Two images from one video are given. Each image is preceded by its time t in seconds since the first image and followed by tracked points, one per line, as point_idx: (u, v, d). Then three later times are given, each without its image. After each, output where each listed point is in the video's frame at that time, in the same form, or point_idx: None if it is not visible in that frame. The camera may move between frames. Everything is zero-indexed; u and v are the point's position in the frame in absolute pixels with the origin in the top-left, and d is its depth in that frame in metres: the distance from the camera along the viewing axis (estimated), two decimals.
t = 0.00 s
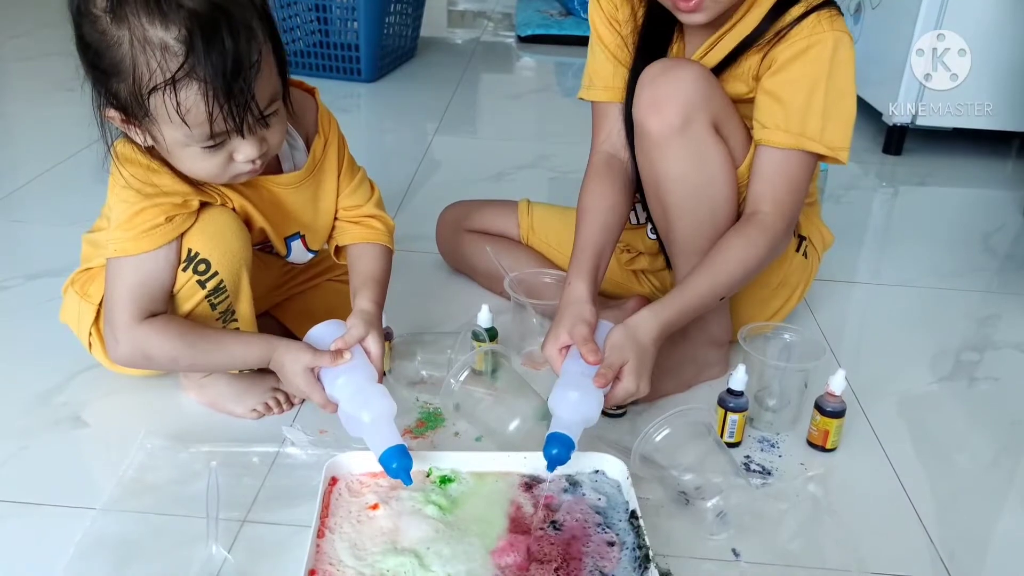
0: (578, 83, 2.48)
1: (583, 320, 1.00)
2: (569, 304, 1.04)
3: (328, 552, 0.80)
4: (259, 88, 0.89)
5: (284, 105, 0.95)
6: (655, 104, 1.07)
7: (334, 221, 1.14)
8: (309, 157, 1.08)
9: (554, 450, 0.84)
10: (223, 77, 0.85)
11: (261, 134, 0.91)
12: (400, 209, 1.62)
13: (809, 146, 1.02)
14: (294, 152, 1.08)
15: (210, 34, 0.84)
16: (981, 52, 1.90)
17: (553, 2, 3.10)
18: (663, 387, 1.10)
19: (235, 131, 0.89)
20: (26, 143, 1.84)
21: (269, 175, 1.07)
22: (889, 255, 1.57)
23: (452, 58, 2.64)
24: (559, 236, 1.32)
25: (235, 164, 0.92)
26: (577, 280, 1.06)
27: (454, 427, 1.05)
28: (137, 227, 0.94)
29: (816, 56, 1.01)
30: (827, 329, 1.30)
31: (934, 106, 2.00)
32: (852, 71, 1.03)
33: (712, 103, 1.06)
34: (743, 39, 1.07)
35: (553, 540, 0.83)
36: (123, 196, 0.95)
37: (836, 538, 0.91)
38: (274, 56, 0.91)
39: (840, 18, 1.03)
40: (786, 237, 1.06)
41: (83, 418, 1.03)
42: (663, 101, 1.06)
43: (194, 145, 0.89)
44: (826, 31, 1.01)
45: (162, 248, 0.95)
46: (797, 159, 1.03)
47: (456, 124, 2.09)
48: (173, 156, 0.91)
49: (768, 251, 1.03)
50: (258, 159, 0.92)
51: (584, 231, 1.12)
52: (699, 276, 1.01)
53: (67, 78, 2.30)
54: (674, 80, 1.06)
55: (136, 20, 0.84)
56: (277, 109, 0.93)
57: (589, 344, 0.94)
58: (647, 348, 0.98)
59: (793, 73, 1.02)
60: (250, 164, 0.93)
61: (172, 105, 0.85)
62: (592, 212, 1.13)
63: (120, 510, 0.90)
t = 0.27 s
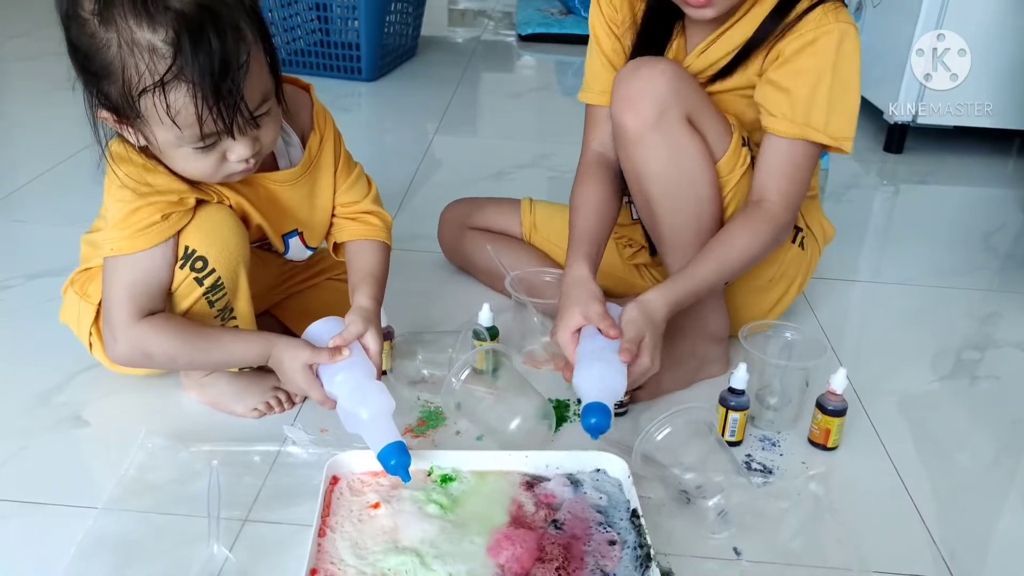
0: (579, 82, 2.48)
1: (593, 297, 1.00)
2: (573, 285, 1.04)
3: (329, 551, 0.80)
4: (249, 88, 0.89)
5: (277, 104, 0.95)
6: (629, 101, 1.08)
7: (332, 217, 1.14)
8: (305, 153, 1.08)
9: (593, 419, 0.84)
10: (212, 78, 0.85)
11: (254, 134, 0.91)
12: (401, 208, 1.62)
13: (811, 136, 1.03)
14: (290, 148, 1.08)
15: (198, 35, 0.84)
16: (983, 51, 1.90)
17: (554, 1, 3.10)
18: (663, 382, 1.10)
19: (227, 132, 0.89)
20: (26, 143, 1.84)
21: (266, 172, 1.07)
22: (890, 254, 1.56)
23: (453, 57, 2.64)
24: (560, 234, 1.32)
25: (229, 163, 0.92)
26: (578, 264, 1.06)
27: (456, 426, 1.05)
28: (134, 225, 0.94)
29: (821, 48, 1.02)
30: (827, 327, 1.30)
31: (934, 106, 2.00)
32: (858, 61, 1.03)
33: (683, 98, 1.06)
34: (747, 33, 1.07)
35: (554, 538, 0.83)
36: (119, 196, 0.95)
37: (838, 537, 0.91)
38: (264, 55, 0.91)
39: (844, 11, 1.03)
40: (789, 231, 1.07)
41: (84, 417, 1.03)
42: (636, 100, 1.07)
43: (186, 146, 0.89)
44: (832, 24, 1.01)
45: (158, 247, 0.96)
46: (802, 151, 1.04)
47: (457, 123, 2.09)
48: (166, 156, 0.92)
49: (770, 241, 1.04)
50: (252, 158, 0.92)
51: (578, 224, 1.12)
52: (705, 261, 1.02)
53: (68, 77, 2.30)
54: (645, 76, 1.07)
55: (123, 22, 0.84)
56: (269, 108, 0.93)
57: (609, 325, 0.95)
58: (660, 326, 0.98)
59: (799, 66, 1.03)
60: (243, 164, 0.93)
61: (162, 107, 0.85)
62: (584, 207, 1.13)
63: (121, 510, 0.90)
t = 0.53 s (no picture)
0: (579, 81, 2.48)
1: (591, 311, 0.99)
2: (569, 298, 1.02)
3: (330, 550, 0.80)
4: (241, 88, 0.89)
5: (271, 103, 0.95)
6: (624, 102, 1.07)
7: (329, 215, 1.14)
8: (301, 151, 1.08)
9: (623, 450, 0.81)
10: (203, 80, 0.85)
11: (247, 134, 0.91)
12: (401, 207, 1.62)
13: (802, 141, 1.04)
14: (285, 145, 1.08)
15: (187, 37, 0.84)
16: (983, 50, 1.90)
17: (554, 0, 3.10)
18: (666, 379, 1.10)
19: (219, 133, 0.89)
20: (27, 142, 1.84)
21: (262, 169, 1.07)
22: (890, 253, 1.56)
23: (453, 57, 2.64)
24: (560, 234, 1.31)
25: (223, 163, 0.92)
26: (576, 275, 1.05)
27: (456, 425, 1.05)
28: (130, 224, 0.94)
29: (818, 57, 1.04)
30: (828, 326, 1.30)
31: (934, 106, 2.00)
32: (850, 73, 1.06)
33: (678, 95, 1.06)
34: (747, 38, 1.09)
35: (555, 537, 0.83)
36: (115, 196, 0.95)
37: (839, 536, 0.91)
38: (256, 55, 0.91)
39: (842, 23, 1.06)
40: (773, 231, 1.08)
41: (84, 416, 1.03)
42: (631, 99, 1.07)
43: (179, 147, 0.89)
44: (832, 35, 1.04)
45: (154, 246, 0.96)
46: (790, 153, 1.05)
47: (457, 122, 2.09)
48: (160, 157, 0.92)
49: (759, 242, 1.05)
50: (246, 158, 0.93)
51: (568, 228, 1.11)
52: (698, 266, 1.02)
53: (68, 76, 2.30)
54: (639, 76, 1.07)
55: (113, 25, 0.84)
56: (262, 108, 0.93)
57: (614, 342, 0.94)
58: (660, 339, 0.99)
59: (797, 72, 1.04)
60: (237, 164, 0.93)
61: (154, 109, 0.86)
62: (574, 211, 1.12)
63: (121, 509, 0.90)
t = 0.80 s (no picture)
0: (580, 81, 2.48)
1: (589, 327, 0.98)
2: (567, 314, 1.01)
3: (330, 550, 0.80)
4: (234, 88, 0.89)
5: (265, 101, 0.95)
6: (626, 102, 1.07)
7: (329, 211, 1.14)
8: (299, 149, 1.08)
9: (618, 476, 0.78)
10: (194, 81, 0.85)
11: (242, 133, 0.91)
12: (401, 207, 1.62)
13: (798, 151, 1.04)
14: (283, 143, 1.08)
15: (178, 38, 0.84)
16: (984, 50, 1.90)
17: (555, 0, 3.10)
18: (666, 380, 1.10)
19: (213, 133, 0.89)
20: (28, 142, 1.84)
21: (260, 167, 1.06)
22: (890, 253, 1.56)
23: (454, 56, 2.64)
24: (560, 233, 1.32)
25: (218, 163, 0.92)
26: (573, 288, 1.03)
27: (456, 425, 1.04)
28: (127, 224, 0.94)
29: (817, 68, 1.05)
30: (828, 326, 1.30)
31: (934, 106, 1.99)
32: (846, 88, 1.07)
33: (682, 97, 1.06)
34: (748, 46, 1.09)
35: (555, 537, 0.83)
36: (113, 195, 0.95)
37: (839, 536, 0.91)
38: (249, 53, 0.91)
39: (841, 35, 1.08)
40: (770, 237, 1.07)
41: (84, 416, 1.03)
42: (633, 99, 1.07)
43: (174, 147, 0.89)
44: (832, 47, 1.05)
45: (152, 245, 0.95)
46: (785, 162, 1.05)
47: (458, 122, 2.09)
48: (155, 157, 0.92)
49: (757, 250, 1.04)
50: (241, 157, 0.93)
51: (568, 235, 1.10)
52: (696, 274, 1.02)
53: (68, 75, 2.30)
54: (640, 78, 1.07)
55: (104, 26, 0.84)
56: (256, 107, 0.93)
57: (614, 361, 0.92)
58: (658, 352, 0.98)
59: (796, 82, 1.05)
60: (233, 163, 0.93)
61: (147, 110, 0.86)
62: (573, 217, 1.11)
63: (121, 508, 0.90)
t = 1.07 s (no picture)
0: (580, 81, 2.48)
1: (590, 337, 0.97)
2: (565, 324, 1.00)
3: (331, 549, 0.80)
4: (242, 82, 0.89)
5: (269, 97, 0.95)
6: (631, 103, 1.08)
7: (325, 207, 1.14)
8: (296, 146, 1.09)
9: (623, 497, 0.76)
10: (205, 73, 0.85)
11: (247, 128, 0.91)
12: (402, 206, 1.62)
13: (798, 158, 1.04)
14: (280, 141, 1.09)
15: (190, 30, 0.84)
16: (984, 49, 1.90)
17: None
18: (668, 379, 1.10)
19: (220, 126, 0.89)
20: (29, 141, 1.84)
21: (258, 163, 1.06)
22: (891, 252, 1.56)
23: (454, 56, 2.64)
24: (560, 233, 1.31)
25: (222, 157, 0.92)
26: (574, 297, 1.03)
27: (457, 424, 1.04)
28: (124, 221, 0.94)
29: (818, 74, 1.05)
30: (828, 326, 1.30)
31: (934, 106, 1.99)
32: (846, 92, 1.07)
33: (687, 99, 1.07)
34: (752, 50, 1.09)
35: (556, 536, 0.83)
36: (111, 191, 0.95)
37: (840, 536, 0.91)
38: (256, 48, 0.91)
39: (842, 41, 1.07)
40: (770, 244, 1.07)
41: (85, 415, 1.03)
42: (638, 99, 1.07)
43: (180, 140, 0.89)
44: (832, 53, 1.05)
45: (149, 243, 0.96)
46: (784, 169, 1.05)
47: (459, 121, 2.09)
48: (159, 150, 0.91)
49: (756, 257, 1.04)
50: (244, 152, 0.93)
51: (570, 246, 1.09)
52: (695, 281, 1.02)
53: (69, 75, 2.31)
54: (645, 79, 1.08)
55: (115, 18, 0.84)
56: (261, 102, 0.93)
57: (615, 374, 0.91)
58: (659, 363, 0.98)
59: (798, 87, 1.05)
60: (236, 158, 0.93)
61: (156, 102, 0.85)
62: (574, 223, 1.10)
63: (121, 507, 0.90)
